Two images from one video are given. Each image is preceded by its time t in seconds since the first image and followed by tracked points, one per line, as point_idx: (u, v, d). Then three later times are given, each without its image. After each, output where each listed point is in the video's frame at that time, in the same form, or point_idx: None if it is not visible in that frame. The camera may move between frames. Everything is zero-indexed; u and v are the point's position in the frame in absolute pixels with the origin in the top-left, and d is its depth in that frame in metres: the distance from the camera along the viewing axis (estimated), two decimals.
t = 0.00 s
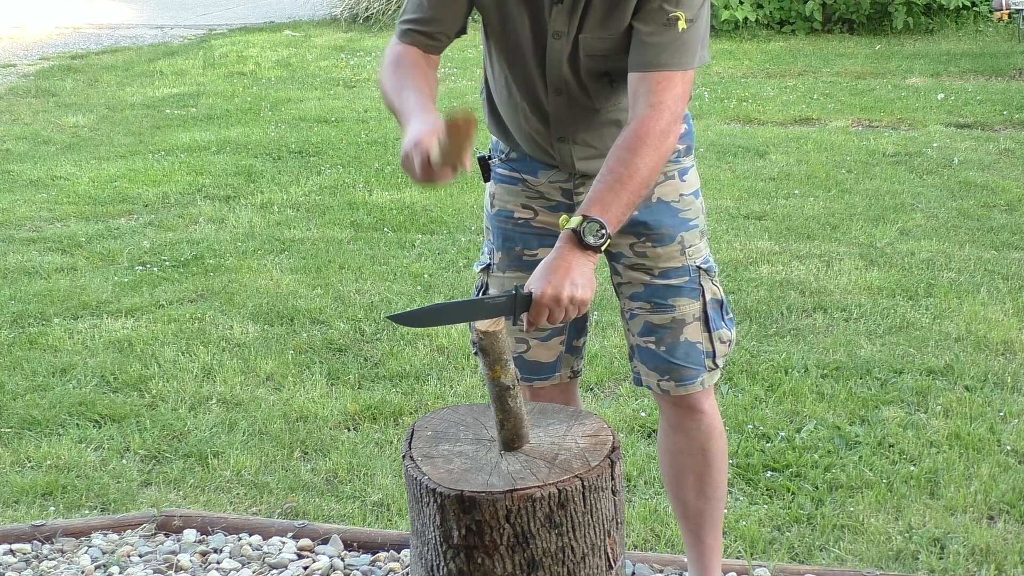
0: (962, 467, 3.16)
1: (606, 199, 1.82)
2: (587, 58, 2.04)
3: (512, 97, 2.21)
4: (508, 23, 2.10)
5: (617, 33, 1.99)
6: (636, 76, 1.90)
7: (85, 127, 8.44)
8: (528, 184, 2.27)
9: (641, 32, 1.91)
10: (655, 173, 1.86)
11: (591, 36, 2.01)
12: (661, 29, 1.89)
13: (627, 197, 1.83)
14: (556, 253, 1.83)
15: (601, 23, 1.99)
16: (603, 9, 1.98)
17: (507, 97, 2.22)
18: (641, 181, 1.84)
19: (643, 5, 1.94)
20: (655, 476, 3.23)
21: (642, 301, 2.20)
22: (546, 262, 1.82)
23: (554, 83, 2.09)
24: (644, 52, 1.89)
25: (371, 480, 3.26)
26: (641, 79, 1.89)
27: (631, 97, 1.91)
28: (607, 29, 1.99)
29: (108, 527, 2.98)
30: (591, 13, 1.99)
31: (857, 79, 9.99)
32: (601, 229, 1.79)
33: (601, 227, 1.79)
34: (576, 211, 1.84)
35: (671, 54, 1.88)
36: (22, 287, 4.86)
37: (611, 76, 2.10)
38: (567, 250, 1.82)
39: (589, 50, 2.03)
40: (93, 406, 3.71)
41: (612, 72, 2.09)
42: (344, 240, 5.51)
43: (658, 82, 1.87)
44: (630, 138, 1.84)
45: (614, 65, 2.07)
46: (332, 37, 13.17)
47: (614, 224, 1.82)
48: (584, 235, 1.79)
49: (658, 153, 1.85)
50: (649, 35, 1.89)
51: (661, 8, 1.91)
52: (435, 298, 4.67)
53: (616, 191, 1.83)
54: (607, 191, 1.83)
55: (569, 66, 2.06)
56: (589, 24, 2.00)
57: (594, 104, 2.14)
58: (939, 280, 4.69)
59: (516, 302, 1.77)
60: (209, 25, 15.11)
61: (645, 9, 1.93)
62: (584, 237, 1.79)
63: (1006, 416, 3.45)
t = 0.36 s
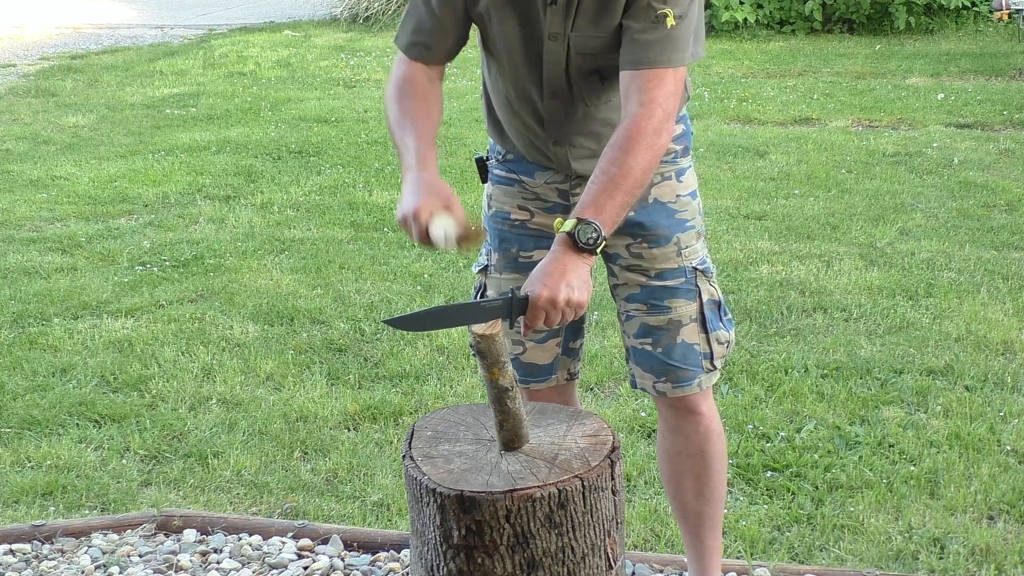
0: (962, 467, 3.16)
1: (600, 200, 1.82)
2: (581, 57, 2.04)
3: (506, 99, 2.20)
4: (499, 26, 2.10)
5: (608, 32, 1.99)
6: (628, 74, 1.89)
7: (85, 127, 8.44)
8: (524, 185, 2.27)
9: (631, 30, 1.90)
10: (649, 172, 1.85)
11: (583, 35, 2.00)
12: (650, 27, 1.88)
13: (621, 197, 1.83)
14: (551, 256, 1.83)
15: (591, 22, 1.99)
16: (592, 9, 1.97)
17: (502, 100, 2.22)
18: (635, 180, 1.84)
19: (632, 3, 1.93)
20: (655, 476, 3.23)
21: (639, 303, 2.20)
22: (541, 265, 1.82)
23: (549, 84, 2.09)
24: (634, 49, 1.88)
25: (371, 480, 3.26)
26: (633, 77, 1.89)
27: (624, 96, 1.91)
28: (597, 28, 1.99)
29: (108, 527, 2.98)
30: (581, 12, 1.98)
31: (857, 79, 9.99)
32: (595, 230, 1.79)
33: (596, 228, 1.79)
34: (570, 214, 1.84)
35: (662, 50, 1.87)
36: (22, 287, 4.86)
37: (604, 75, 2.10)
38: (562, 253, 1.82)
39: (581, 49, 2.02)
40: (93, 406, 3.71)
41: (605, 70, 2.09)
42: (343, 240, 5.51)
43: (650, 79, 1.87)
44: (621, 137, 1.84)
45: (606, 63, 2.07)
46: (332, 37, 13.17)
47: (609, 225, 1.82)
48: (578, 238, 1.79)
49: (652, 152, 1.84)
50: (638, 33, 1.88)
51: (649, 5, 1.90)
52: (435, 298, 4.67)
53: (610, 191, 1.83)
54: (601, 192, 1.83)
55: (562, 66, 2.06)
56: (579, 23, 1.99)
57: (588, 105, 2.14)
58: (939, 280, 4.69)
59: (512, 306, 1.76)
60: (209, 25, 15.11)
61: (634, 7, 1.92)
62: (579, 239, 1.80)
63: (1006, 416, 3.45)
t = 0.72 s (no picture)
0: (962, 467, 3.16)
1: (594, 195, 1.82)
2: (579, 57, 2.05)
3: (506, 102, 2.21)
4: (494, 23, 2.09)
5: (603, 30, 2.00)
6: (623, 71, 1.90)
7: (85, 127, 8.44)
8: (524, 186, 2.27)
9: (625, 26, 1.91)
10: (644, 168, 1.85)
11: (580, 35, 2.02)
12: (644, 23, 1.89)
13: (616, 192, 1.82)
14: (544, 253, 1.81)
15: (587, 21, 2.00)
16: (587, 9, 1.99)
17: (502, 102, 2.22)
18: (630, 176, 1.83)
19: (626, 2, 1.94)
20: (655, 476, 3.23)
21: (639, 303, 2.20)
22: (535, 262, 1.80)
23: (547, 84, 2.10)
24: (629, 45, 1.89)
25: (371, 480, 3.26)
26: (628, 74, 1.89)
27: (620, 94, 1.91)
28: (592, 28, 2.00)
29: (108, 527, 2.98)
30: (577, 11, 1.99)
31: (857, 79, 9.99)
32: (589, 225, 1.79)
33: (589, 222, 1.78)
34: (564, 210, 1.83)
35: (656, 47, 1.88)
36: (22, 287, 4.86)
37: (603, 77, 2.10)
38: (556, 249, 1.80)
39: (577, 49, 2.03)
40: (93, 406, 3.71)
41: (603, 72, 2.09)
42: (343, 240, 5.51)
43: (645, 75, 1.87)
44: (616, 132, 1.83)
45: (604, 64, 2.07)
46: (331, 37, 13.17)
47: (604, 221, 1.81)
48: (572, 232, 1.78)
49: (647, 148, 1.84)
50: (633, 29, 1.90)
51: (643, 2, 1.91)
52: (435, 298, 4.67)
53: (605, 186, 1.82)
54: (595, 187, 1.82)
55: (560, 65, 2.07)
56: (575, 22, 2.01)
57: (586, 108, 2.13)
58: (939, 280, 4.69)
59: (504, 304, 1.77)
60: (209, 25, 15.10)
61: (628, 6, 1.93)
62: (572, 233, 1.79)
63: (1006, 416, 3.45)
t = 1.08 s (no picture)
0: (962, 467, 3.16)
1: (603, 199, 1.83)
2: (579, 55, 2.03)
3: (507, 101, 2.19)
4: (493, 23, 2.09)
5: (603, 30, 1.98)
6: (628, 73, 1.89)
7: (85, 127, 8.44)
8: (527, 188, 2.27)
9: (631, 27, 1.89)
10: (652, 170, 1.85)
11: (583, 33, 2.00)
12: (648, 25, 1.87)
13: (624, 196, 1.83)
14: (554, 258, 1.83)
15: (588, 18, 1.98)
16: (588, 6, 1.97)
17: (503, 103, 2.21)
18: (637, 180, 1.83)
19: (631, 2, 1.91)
20: (655, 476, 3.23)
21: (644, 302, 2.19)
22: (546, 267, 1.83)
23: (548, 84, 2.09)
24: (633, 47, 1.87)
25: (371, 480, 3.26)
26: (633, 75, 1.88)
27: (626, 95, 1.90)
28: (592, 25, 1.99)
29: (108, 527, 2.98)
30: (578, 11, 1.98)
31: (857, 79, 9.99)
32: (597, 230, 1.80)
33: (598, 228, 1.79)
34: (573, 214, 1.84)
35: (660, 48, 1.86)
36: (22, 287, 4.86)
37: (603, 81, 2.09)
38: (566, 254, 1.82)
39: (578, 48, 2.02)
40: (93, 406, 3.71)
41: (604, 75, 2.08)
42: (344, 240, 5.51)
43: (650, 77, 1.86)
44: (622, 136, 1.83)
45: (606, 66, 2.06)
46: (331, 37, 13.17)
47: (612, 225, 1.83)
48: (579, 238, 1.80)
49: (654, 150, 1.83)
50: (636, 31, 1.87)
51: (647, 3, 1.88)
52: (435, 298, 4.67)
53: (612, 191, 1.83)
54: (603, 191, 1.83)
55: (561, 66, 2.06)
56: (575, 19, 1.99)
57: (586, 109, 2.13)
58: (939, 280, 4.69)
59: (516, 307, 1.78)
60: (209, 25, 15.10)
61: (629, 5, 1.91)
62: (581, 239, 1.80)
63: (1006, 416, 3.45)
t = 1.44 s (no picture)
0: (962, 467, 3.16)
1: (606, 200, 1.83)
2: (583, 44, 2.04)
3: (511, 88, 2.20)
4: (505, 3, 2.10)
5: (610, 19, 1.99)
6: (634, 72, 1.89)
7: (85, 127, 8.44)
8: (529, 188, 2.27)
9: (640, 25, 1.89)
10: (656, 171, 1.85)
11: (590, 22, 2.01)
12: (658, 24, 1.87)
13: (628, 197, 1.83)
14: (558, 258, 1.83)
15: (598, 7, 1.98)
16: None
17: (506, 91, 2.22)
18: (641, 180, 1.83)
19: None
20: (655, 476, 3.23)
21: (646, 303, 2.19)
22: (549, 267, 1.83)
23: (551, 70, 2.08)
24: (640, 47, 1.88)
25: (371, 480, 3.26)
26: (639, 74, 1.88)
27: (630, 95, 1.90)
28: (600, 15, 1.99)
29: (108, 527, 2.98)
30: None
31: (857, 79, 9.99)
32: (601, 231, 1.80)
33: (600, 228, 1.80)
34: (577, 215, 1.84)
35: (668, 49, 1.86)
36: (22, 287, 4.86)
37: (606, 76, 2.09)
38: (569, 254, 1.83)
39: (581, 36, 2.02)
40: (93, 406, 3.71)
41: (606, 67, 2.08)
42: (344, 240, 5.51)
43: (656, 77, 1.86)
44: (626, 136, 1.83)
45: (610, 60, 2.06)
46: (332, 38, 13.17)
47: (616, 226, 1.83)
48: (583, 239, 1.80)
49: (659, 151, 1.83)
50: (645, 30, 1.87)
51: (657, 3, 1.88)
52: (435, 298, 4.67)
53: (616, 192, 1.83)
54: (607, 192, 1.83)
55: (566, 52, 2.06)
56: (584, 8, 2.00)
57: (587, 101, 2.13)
58: (939, 280, 4.69)
59: (518, 307, 1.78)
60: (209, 25, 15.10)
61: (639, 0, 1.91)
62: (585, 239, 1.80)
63: (1006, 416, 3.45)
